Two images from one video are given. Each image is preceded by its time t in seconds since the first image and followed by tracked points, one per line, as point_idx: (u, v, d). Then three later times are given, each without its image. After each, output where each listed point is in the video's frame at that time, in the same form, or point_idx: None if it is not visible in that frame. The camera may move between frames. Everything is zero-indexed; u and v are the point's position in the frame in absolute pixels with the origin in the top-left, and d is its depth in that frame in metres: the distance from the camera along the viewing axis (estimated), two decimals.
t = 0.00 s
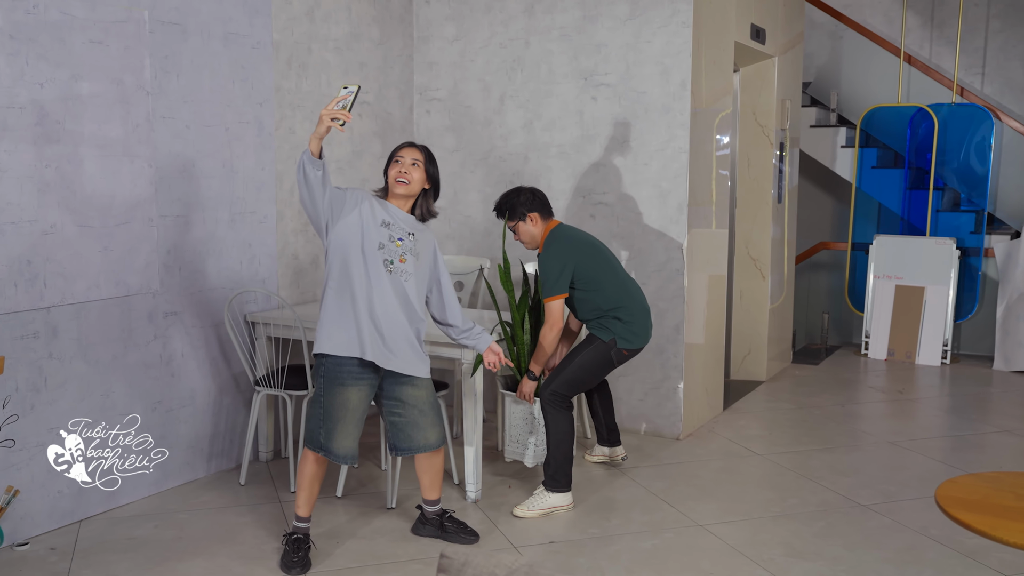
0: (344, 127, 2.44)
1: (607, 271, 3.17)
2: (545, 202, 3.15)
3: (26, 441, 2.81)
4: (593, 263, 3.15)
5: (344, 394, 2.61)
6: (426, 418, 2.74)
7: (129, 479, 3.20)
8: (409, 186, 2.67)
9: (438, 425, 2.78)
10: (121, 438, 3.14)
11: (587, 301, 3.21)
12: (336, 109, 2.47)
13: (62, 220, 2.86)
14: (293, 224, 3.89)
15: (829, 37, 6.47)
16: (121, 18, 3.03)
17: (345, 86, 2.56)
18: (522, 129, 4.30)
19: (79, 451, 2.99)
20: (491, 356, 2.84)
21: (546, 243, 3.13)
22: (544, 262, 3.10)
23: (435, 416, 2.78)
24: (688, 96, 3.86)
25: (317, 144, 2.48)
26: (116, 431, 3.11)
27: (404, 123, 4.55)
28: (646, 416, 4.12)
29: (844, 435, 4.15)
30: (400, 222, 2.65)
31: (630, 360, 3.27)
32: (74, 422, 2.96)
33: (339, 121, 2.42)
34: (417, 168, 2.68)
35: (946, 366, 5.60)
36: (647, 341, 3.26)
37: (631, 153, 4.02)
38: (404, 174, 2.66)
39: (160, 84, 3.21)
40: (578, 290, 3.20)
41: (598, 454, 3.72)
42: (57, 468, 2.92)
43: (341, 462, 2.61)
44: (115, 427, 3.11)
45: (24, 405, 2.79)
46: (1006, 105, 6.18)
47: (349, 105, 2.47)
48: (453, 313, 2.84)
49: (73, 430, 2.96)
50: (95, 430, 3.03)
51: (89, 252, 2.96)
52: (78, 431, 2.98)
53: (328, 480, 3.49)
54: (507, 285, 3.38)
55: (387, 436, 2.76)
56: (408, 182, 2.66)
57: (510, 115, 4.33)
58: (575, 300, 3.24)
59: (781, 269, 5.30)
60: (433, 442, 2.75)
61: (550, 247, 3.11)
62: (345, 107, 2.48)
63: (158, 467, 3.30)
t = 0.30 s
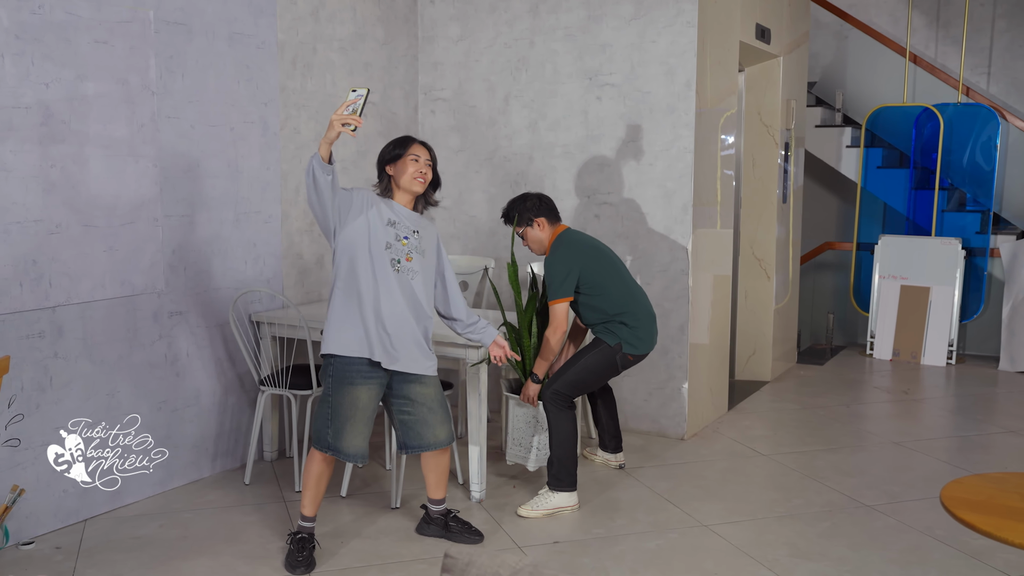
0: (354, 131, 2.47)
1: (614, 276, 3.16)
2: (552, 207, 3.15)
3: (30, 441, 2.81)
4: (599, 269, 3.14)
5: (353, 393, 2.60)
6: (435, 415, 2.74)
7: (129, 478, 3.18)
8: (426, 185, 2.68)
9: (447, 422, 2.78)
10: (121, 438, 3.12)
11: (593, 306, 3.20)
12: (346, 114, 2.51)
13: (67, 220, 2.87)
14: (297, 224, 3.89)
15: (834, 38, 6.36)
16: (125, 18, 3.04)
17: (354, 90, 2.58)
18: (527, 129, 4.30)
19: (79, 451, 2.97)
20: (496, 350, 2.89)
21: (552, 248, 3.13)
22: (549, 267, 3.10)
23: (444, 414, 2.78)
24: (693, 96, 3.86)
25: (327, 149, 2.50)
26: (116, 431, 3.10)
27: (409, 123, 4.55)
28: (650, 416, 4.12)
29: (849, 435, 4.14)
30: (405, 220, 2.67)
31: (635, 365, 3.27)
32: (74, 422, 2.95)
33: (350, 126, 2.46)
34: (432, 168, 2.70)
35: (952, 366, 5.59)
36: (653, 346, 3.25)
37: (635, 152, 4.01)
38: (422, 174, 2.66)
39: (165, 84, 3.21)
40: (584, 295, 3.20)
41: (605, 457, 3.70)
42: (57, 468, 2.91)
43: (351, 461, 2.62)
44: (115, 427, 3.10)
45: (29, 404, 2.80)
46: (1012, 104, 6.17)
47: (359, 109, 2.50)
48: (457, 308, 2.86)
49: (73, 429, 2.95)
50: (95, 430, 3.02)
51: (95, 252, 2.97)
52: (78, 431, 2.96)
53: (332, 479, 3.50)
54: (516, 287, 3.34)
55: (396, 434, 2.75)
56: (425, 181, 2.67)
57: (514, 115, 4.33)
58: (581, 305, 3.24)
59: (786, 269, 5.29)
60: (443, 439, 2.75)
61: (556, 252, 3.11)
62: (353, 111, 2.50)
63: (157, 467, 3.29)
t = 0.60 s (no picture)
0: (344, 142, 2.48)
1: (621, 278, 3.18)
2: (560, 209, 3.14)
3: (32, 440, 2.81)
4: (607, 271, 3.16)
5: (345, 396, 2.60)
6: (426, 414, 2.75)
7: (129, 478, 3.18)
8: (391, 174, 2.66)
9: (437, 420, 2.79)
10: (121, 438, 3.12)
11: (600, 309, 3.22)
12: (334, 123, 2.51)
13: (67, 219, 2.87)
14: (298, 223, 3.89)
15: (835, 37, 6.34)
16: (126, 17, 3.04)
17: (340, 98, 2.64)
18: (528, 129, 4.30)
19: (79, 451, 2.97)
20: (478, 334, 2.97)
21: (561, 250, 3.13)
22: (557, 269, 3.10)
23: (434, 412, 2.78)
24: (694, 95, 3.85)
25: (315, 159, 2.55)
26: (115, 431, 3.10)
27: (410, 122, 4.55)
28: (651, 416, 4.12)
29: (850, 435, 4.13)
30: (386, 217, 2.64)
31: (640, 368, 3.30)
32: (75, 422, 2.95)
33: (339, 137, 2.46)
34: (394, 155, 2.68)
35: (953, 366, 5.58)
36: (658, 350, 3.28)
37: (637, 152, 4.01)
38: (385, 163, 2.64)
39: (166, 84, 3.21)
40: (591, 297, 3.21)
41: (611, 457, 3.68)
42: (57, 468, 2.91)
43: (347, 463, 2.61)
44: (115, 427, 3.09)
45: (30, 404, 2.80)
46: (1014, 104, 6.15)
47: (346, 118, 2.55)
48: (442, 295, 2.85)
49: (74, 429, 2.95)
50: (95, 430, 3.02)
51: (96, 251, 2.97)
52: (78, 430, 2.96)
53: (333, 479, 3.50)
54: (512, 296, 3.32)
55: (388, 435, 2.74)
56: (390, 170, 2.65)
57: (515, 115, 4.32)
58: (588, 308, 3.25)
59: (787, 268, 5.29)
60: (435, 437, 2.75)
61: (564, 255, 3.11)
62: (340, 119, 2.57)
63: (158, 467, 3.29)
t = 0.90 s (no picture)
0: (305, 150, 2.41)
1: (615, 277, 3.18)
2: (551, 209, 3.15)
3: (23, 438, 2.80)
4: (600, 271, 3.16)
5: (315, 399, 2.60)
6: (401, 415, 2.73)
7: (129, 478, 3.21)
8: (359, 179, 2.61)
9: (413, 420, 2.76)
10: (121, 438, 3.15)
11: (595, 307, 3.22)
12: (296, 131, 2.43)
13: (58, 217, 2.86)
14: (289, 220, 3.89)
15: (827, 34, 6.45)
16: (117, 14, 3.03)
17: (302, 106, 2.57)
18: (520, 126, 4.30)
19: (79, 451, 3.00)
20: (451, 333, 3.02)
21: (552, 251, 3.13)
22: (550, 270, 3.10)
23: (410, 413, 2.76)
24: (685, 93, 3.86)
25: (275, 166, 2.44)
26: (116, 431, 3.13)
27: (402, 119, 4.55)
28: (643, 413, 4.13)
29: (841, 431, 4.15)
30: (358, 222, 2.61)
31: (636, 365, 3.30)
32: (74, 422, 2.97)
33: (300, 146, 2.39)
34: (365, 160, 2.62)
35: (943, 362, 5.61)
36: (653, 348, 3.28)
37: (629, 149, 4.01)
38: (353, 168, 2.61)
39: (156, 81, 3.21)
40: (585, 296, 3.21)
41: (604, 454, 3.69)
42: (57, 468, 2.94)
43: (319, 466, 2.61)
44: (115, 427, 3.12)
45: (20, 401, 2.79)
46: (1004, 101, 6.20)
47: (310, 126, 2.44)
48: (418, 298, 2.83)
49: (73, 429, 2.97)
50: (95, 430, 3.05)
51: (87, 248, 2.96)
52: (78, 431, 2.99)
53: (325, 477, 3.50)
54: (500, 304, 3.27)
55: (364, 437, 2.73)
56: (357, 175, 2.61)
57: (507, 112, 4.32)
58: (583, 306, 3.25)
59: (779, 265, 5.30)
60: (411, 437, 2.73)
61: (556, 255, 3.11)
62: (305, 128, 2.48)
63: (158, 467, 3.32)
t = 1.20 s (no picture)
0: (281, 157, 2.38)
1: (606, 279, 3.18)
2: (539, 215, 3.14)
3: (15, 438, 2.80)
4: (591, 274, 3.16)
5: (305, 398, 2.59)
6: (391, 414, 2.72)
7: (130, 478, 3.23)
8: (347, 184, 2.60)
9: (403, 419, 2.76)
10: (121, 438, 3.18)
11: (587, 309, 3.22)
12: (271, 137, 2.40)
13: (50, 216, 2.85)
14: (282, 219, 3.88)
15: (820, 34, 6.46)
16: (109, 12, 3.02)
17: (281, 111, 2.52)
18: (513, 125, 4.30)
19: (79, 451, 3.02)
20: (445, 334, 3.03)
21: (541, 256, 3.13)
22: (540, 274, 3.10)
23: (400, 412, 2.76)
24: (678, 92, 3.86)
25: (254, 172, 2.42)
26: (116, 431, 3.15)
27: (395, 117, 4.54)
28: (637, 412, 4.13)
29: (834, 430, 4.16)
30: (346, 224, 2.60)
31: (629, 364, 3.31)
32: (74, 422, 2.99)
33: (275, 152, 2.36)
34: (354, 166, 2.60)
35: (936, 361, 5.62)
36: (646, 347, 3.28)
37: (622, 148, 4.02)
38: (341, 173, 2.60)
39: (149, 79, 3.20)
40: (576, 299, 3.21)
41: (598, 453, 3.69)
42: (58, 468, 2.96)
43: (309, 466, 2.60)
44: (116, 427, 3.15)
45: (13, 401, 2.78)
46: (996, 100, 6.22)
47: (285, 133, 2.42)
48: (407, 301, 2.83)
49: (73, 429, 2.99)
50: (95, 430, 3.07)
51: (78, 247, 2.95)
52: (78, 431, 3.01)
53: (319, 476, 3.49)
54: (493, 310, 3.28)
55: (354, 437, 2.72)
56: (344, 180, 2.60)
57: (501, 111, 4.32)
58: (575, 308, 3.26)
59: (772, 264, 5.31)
60: (401, 436, 2.73)
61: (546, 261, 3.11)
62: (279, 135, 2.43)
63: (157, 467, 3.34)
